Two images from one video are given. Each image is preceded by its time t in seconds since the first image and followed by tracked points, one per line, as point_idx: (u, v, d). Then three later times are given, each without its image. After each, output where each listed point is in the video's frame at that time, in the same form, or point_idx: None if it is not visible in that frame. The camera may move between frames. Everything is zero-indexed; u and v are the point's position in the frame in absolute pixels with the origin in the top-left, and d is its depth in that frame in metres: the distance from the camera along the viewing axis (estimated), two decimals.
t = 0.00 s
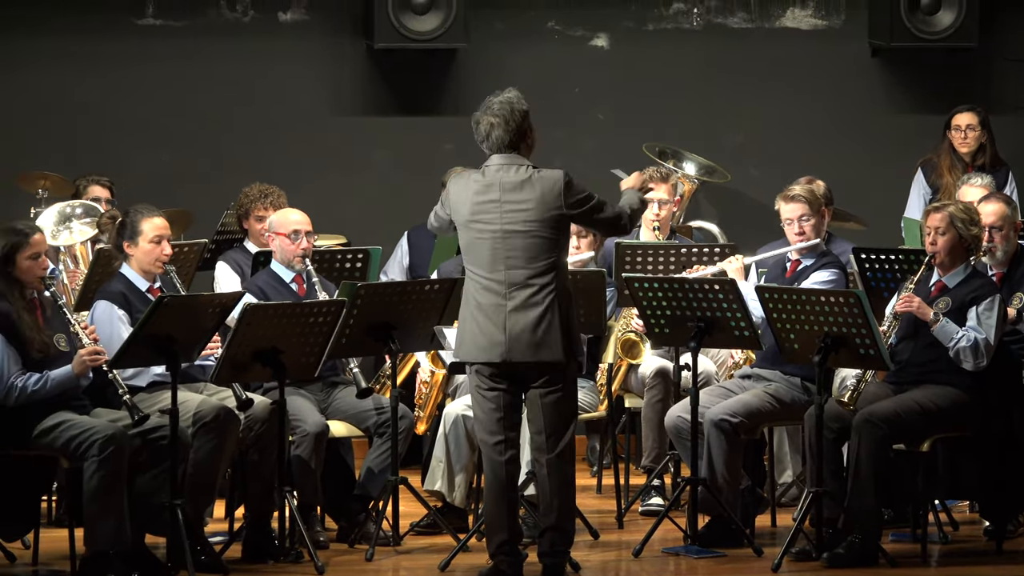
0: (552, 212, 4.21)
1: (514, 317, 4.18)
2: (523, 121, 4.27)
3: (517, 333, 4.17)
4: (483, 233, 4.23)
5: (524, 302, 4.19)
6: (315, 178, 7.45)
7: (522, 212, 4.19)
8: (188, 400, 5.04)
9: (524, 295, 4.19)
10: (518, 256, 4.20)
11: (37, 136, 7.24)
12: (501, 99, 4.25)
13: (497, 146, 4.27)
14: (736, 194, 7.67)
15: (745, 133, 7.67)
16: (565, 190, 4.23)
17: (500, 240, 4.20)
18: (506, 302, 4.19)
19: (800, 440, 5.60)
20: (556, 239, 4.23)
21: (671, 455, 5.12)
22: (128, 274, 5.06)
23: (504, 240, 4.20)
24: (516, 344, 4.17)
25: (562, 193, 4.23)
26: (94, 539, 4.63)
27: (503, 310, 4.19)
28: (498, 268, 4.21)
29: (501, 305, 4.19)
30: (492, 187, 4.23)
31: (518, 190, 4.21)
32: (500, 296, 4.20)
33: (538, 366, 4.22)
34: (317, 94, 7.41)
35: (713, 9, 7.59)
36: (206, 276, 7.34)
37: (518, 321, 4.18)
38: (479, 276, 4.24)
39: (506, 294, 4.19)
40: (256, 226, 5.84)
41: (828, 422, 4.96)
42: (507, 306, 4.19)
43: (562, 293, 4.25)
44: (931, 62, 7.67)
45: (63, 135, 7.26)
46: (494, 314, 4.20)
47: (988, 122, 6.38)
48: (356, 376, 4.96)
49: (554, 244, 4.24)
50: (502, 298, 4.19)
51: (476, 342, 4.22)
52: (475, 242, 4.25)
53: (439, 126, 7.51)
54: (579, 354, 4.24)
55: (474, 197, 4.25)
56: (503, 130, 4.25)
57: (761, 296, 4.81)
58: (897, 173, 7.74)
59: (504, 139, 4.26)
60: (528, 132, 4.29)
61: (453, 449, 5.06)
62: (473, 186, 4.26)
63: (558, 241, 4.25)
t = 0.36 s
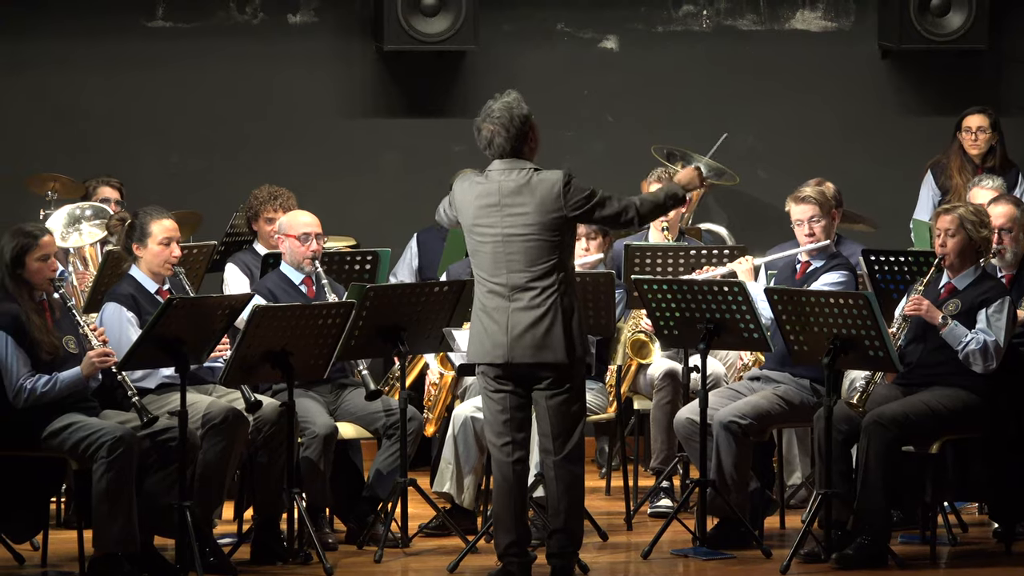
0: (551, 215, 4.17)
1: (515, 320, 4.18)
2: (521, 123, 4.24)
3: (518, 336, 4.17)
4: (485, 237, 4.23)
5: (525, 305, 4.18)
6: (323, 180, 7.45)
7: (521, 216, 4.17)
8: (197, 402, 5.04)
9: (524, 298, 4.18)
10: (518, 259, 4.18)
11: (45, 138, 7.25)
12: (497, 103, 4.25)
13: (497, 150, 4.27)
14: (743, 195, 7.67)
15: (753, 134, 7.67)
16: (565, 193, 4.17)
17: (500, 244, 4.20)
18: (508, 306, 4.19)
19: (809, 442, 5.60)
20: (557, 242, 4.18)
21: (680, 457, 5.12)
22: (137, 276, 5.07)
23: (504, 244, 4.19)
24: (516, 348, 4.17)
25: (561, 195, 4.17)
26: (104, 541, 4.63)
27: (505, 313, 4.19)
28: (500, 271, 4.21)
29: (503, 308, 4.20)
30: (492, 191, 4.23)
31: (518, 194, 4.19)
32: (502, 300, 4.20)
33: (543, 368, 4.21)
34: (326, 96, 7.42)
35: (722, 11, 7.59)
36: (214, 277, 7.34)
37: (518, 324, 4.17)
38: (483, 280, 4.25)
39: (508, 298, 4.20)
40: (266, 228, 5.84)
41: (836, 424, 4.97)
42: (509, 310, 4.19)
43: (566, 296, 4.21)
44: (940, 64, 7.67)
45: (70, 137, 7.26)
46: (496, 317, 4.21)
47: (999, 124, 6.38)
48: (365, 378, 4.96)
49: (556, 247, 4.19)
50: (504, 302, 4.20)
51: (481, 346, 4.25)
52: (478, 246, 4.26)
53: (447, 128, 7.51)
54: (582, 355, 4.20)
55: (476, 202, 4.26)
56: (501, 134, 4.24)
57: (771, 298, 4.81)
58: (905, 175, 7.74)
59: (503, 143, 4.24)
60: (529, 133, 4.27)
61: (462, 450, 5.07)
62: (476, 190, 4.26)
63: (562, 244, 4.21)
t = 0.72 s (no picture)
0: (552, 220, 4.16)
1: (518, 326, 4.18)
2: (521, 127, 4.24)
3: (521, 342, 4.17)
4: (486, 243, 4.23)
5: (528, 311, 4.18)
6: (325, 183, 7.45)
7: (521, 221, 4.17)
8: (200, 404, 5.04)
9: (526, 303, 4.18)
10: (519, 264, 4.18)
11: (47, 140, 7.24)
12: (497, 106, 4.23)
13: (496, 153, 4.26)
14: (745, 197, 7.67)
15: (755, 137, 7.68)
16: (565, 198, 4.17)
17: (501, 250, 4.20)
18: (510, 312, 4.19)
19: (812, 444, 5.60)
20: (558, 246, 4.18)
21: (682, 460, 5.12)
22: (140, 278, 5.07)
23: (506, 250, 4.19)
24: (520, 354, 4.17)
25: (562, 200, 4.17)
26: (106, 543, 4.63)
27: (507, 319, 4.19)
28: (501, 277, 4.21)
29: (506, 314, 4.20)
30: (492, 197, 4.22)
31: (518, 199, 4.18)
32: (504, 306, 4.20)
33: (546, 372, 4.21)
34: (328, 99, 7.41)
35: (725, 13, 7.59)
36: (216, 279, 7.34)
37: (521, 329, 4.17)
38: (484, 286, 4.25)
39: (510, 303, 4.19)
40: (268, 230, 5.84)
41: (839, 427, 4.98)
42: (511, 316, 4.18)
43: (567, 300, 4.22)
44: (942, 66, 7.67)
45: (73, 139, 7.26)
46: (499, 323, 4.20)
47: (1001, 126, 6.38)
48: (368, 380, 4.97)
49: (556, 251, 4.20)
50: (506, 308, 4.20)
51: (483, 352, 4.24)
52: (478, 252, 4.25)
53: (450, 130, 7.51)
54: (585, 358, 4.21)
55: (477, 207, 4.25)
56: (500, 137, 4.23)
57: (773, 301, 4.81)
58: (907, 177, 7.74)
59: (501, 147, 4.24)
60: (528, 136, 4.26)
61: (464, 453, 5.06)
62: (476, 196, 4.25)
63: (562, 248, 4.21)
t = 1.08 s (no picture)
0: (563, 217, 4.18)
1: (533, 325, 4.17)
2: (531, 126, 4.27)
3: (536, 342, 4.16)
4: (495, 244, 4.20)
5: (541, 310, 4.18)
6: (327, 185, 7.45)
7: (533, 220, 4.16)
8: (202, 407, 5.05)
9: (540, 301, 4.18)
10: (531, 264, 4.17)
11: (50, 142, 7.24)
12: (508, 104, 4.27)
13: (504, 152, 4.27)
14: (748, 200, 7.67)
15: (757, 139, 7.68)
16: (574, 194, 4.20)
17: (512, 250, 4.18)
18: (523, 311, 4.18)
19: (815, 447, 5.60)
20: (568, 244, 4.19)
21: (684, 462, 5.12)
22: (142, 280, 5.07)
23: (517, 249, 4.17)
24: (536, 353, 4.16)
25: (571, 196, 4.19)
26: (109, 546, 4.63)
27: (521, 319, 4.18)
28: (512, 277, 4.19)
29: (518, 314, 4.19)
30: (500, 197, 4.19)
31: (528, 198, 4.18)
32: (516, 306, 4.19)
33: (559, 370, 4.22)
34: (330, 101, 7.41)
35: (727, 16, 7.59)
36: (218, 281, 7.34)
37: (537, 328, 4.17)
38: (494, 287, 4.22)
39: (523, 303, 4.18)
40: (271, 233, 5.84)
41: (842, 429, 4.99)
42: (525, 315, 4.18)
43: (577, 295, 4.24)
44: (944, 68, 7.67)
45: (75, 141, 7.26)
46: (512, 323, 4.19)
47: (1003, 129, 6.38)
48: (370, 383, 4.97)
49: (565, 248, 4.21)
50: (518, 307, 4.19)
51: (495, 353, 4.22)
52: (487, 253, 4.22)
53: (452, 132, 7.51)
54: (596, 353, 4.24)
55: (484, 208, 4.22)
56: (511, 134, 4.25)
57: (775, 303, 4.82)
58: (909, 179, 7.74)
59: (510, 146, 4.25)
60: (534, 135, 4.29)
61: (467, 455, 5.06)
62: (482, 196, 4.22)
63: (570, 245, 4.23)
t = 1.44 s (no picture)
0: (571, 227, 4.23)
1: (539, 333, 4.17)
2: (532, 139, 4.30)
3: (544, 350, 4.16)
4: (504, 251, 4.20)
5: (547, 318, 4.19)
6: (330, 188, 7.45)
7: (542, 229, 4.19)
8: (204, 412, 5.05)
9: (547, 310, 4.19)
10: (539, 272, 4.19)
11: (52, 147, 7.24)
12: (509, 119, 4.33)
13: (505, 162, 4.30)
14: (750, 203, 7.66)
15: (759, 143, 7.67)
16: (580, 205, 4.26)
17: (521, 257, 4.19)
18: (529, 319, 4.18)
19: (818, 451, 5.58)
20: (573, 254, 4.24)
21: (686, 466, 5.12)
22: (144, 285, 5.07)
23: (525, 258, 4.18)
24: (544, 361, 4.16)
25: (578, 207, 4.25)
26: (111, 551, 4.63)
27: (527, 327, 4.18)
28: (520, 285, 4.19)
29: (525, 322, 4.18)
30: (509, 204, 4.21)
31: (537, 207, 4.20)
32: (523, 314, 4.18)
33: (561, 378, 4.23)
34: (333, 105, 7.42)
35: (729, 20, 7.60)
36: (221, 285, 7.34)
37: (543, 336, 4.17)
38: (499, 295, 4.21)
39: (529, 311, 4.18)
40: (273, 236, 5.84)
41: (844, 433, 4.99)
42: (532, 323, 4.18)
43: (579, 305, 4.27)
44: (946, 72, 7.67)
45: (78, 145, 7.26)
46: (518, 331, 4.18)
47: (1006, 133, 6.37)
48: (372, 387, 4.97)
49: (570, 257, 4.25)
50: (525, 316, 4.18)
51: (500, 361, 4.20)
52: (493, 260, 4.21)
53: (454, 136, 7.51)
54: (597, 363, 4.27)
55: (492, 215, 4.22)
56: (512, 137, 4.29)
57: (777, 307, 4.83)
58: (911, 183, 7.74)
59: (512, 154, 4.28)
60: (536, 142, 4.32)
61: (469, 459, 5.05)
62: (490, 203, 4.23)
63: (574, 255, 4.26)
